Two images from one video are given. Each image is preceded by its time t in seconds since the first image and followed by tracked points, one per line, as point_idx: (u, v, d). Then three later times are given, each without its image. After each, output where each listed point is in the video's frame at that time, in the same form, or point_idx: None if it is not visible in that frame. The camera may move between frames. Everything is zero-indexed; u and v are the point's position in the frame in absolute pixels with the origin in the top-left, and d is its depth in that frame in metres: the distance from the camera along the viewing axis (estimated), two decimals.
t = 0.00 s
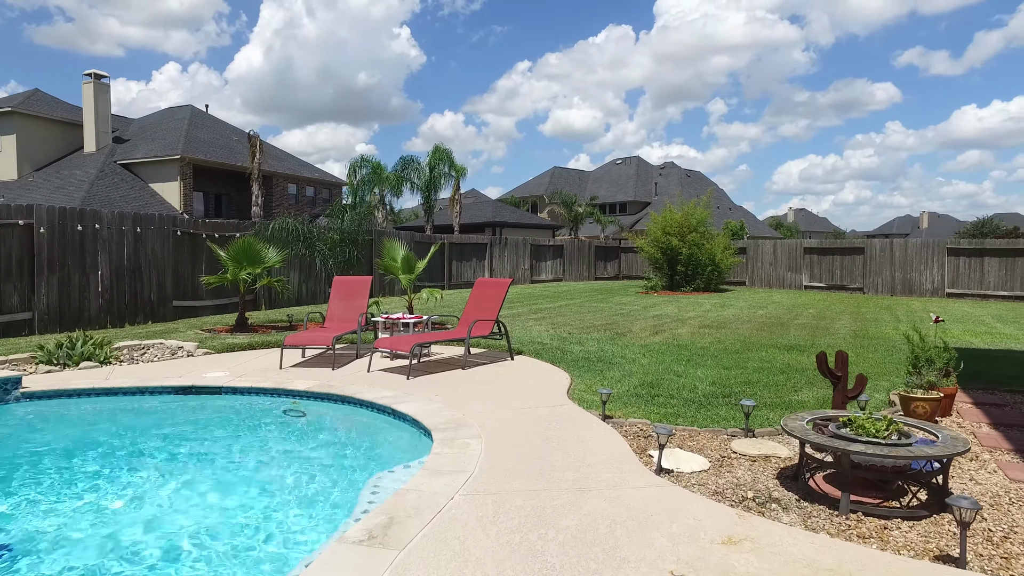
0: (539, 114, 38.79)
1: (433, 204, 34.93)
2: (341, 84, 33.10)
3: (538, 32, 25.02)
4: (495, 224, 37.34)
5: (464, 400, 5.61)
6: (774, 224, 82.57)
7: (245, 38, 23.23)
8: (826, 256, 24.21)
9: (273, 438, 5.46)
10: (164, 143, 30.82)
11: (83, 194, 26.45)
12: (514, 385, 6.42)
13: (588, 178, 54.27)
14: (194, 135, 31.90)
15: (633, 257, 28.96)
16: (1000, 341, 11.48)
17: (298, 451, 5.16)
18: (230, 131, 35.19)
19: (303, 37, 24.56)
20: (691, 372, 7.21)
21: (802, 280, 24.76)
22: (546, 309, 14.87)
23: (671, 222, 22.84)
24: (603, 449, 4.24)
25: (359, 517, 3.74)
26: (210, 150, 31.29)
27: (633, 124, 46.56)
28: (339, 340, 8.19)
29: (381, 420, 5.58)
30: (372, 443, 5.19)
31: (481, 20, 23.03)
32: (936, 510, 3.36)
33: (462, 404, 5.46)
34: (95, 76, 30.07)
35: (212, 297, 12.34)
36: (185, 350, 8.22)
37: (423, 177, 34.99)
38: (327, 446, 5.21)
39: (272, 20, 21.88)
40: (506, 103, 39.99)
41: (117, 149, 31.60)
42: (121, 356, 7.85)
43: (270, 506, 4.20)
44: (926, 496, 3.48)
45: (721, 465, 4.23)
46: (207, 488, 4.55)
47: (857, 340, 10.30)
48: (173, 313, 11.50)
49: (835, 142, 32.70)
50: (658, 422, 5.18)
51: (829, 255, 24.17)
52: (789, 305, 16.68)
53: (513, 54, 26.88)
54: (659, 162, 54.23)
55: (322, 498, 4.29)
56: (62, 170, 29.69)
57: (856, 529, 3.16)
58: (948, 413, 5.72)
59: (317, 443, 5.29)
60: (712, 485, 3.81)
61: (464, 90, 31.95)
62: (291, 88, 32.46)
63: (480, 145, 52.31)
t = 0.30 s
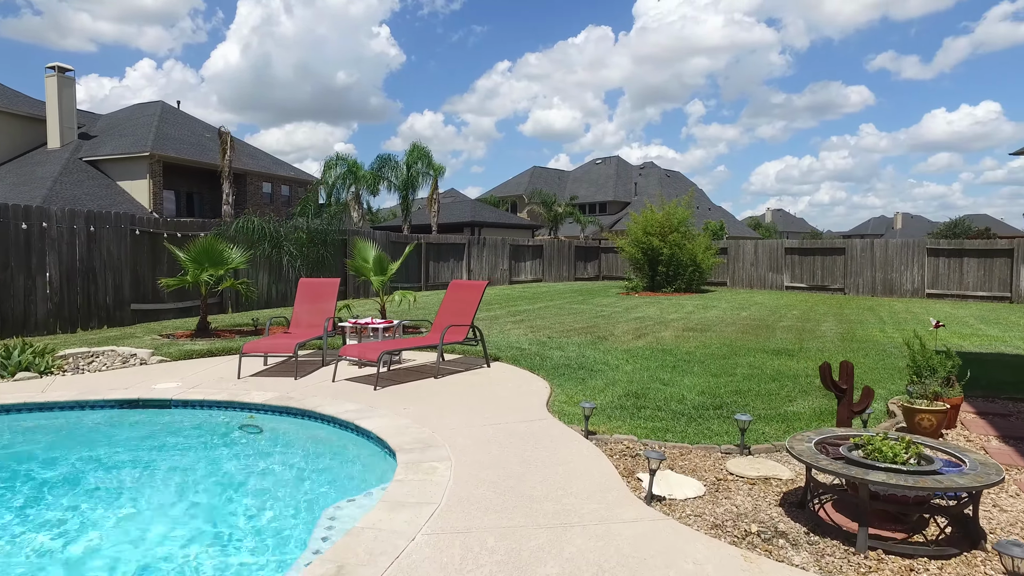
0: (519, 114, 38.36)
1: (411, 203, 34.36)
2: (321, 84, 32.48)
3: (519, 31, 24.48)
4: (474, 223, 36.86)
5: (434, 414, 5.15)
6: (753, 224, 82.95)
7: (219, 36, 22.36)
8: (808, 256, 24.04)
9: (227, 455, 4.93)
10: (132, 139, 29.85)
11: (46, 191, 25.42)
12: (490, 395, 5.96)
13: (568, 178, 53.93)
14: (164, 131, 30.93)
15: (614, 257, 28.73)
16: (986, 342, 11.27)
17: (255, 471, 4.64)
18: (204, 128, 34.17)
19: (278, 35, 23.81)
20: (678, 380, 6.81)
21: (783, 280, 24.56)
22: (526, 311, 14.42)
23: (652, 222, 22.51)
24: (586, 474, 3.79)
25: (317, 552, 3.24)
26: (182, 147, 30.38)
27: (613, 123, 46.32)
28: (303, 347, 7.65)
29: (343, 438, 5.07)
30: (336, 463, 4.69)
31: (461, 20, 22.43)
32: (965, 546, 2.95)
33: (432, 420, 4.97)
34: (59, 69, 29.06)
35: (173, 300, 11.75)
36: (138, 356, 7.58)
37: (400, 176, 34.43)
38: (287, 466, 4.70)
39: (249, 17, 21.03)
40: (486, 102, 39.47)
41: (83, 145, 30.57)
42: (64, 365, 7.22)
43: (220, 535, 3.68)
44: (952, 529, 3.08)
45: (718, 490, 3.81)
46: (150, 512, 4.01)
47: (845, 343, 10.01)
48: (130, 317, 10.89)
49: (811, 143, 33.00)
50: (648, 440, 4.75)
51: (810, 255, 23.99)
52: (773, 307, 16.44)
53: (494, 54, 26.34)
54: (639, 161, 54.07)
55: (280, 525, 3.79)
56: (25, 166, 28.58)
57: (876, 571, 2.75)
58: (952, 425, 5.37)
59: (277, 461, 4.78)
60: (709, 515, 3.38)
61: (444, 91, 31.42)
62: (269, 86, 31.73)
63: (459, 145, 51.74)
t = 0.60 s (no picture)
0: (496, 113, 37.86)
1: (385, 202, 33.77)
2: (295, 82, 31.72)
3: (497, 30, 23.93)
4: (450, 223, 36.36)
5: (401, 431, 4.68)
6: (728, 224, 83.31)
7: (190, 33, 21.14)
8: (786, 256, 23.92)
9: (173, 477, 4.40)
10: (96, 135, 28.80)
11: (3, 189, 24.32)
12: (465, 408, 5.50)
13: (545, 177, 53.54)
14: (130, 128, 29.90)
15: (591, 257, 28.48)
16: (970, 344, 11.09)
17: (202, 495, 4.13)
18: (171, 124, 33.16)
19: (247, 33, 23.01)
20: (664, 389, 6.42)
21: (762, 280, 24.41)
22: (503, 314, 13.98)
23: (630, 222, 22.17)
24: (572, 507, 3.36)
25: None
26: (149, 144, 29.40)
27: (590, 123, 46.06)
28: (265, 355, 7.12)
29: (304, 458, 4.57)
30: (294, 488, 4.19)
31: (438, 19, 21.82)
32: None
33: (399, 439, 4.50)
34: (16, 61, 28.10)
35: (128, 304, 11.12)
36: (83, 367, 6.98)
37: (375, 176, 33.84)
38: (239, 489, 4.19)
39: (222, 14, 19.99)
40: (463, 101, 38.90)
41: (43, 140, 29.46)
42: None
43: (153, 569, 3.18)
44: (989, 571, 2.70)
45: (721, 521, 3.39)
46: (76, 542, 3.48)
47: (831, 347, 9.72)
48: (81, 323, 10.24)
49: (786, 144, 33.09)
50: (636, 459, 4.33)
51: (788, 255, 23.86)
52: (754, 309, 16.21)
53: (470, 54, 25.77)
54: (616, 161, 53.91)
55: (227, 561, 3.28)
56: None
57: None
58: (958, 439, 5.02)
59: (228, 485, 4.27)
60: (712, 555, 2.96)
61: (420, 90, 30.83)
62: (243, 84, 30.90)
63: (435, 144, 51.08)
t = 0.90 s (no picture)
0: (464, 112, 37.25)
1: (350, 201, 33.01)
2: (259, 79, 30.71)
3: (466, 31, 23.28)
4: (417, 223, 35.72)
5: (356, 453, 4.17)
6: (695, 224, 83.88)
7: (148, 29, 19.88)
8: (755, 256, 23.84)
9: (91, 507, 3.76)
10: (44, 129, 27.43)
11: None
12: (428, 423, 4.98)
13: (513, 177, 53.08)
14: (80, 122, 28.57)
15: (560, 257, 28.17)
16: (946, 344, 10.92)
17: (124, 529, 3.52)
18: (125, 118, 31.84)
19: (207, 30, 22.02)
20: (646, 398, 6.00)
21: (731, 280, 24.31)
22: (471, 316, 13.46)
23: (600, 221, 21.79)
24: (554, 548, 2.88)
25: None
26: (100, 139, 28.11)
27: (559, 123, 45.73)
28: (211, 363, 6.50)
29: (247, 482, 3.99)
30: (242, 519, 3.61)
31: (404, 19, 21.14)
32: None
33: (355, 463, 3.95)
34: None
35: (65, 308, 10.35)
36: (5, 379, 6.26)
37: (340, 174, 33.06)
38: (168, 521, 3.59)
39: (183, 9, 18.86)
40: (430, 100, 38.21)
41: None
42: None
43: None
44: None
45: (725, 558, 2.95)
46: None
47: (810, 349, 9.47)
48: (11, 328, 9.46)
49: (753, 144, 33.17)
50: (621, 482, 3.89)
51: (758, 255, 23.78)
52: (725, 310, 15.99)
53: (438, 53, 25.12)
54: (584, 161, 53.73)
55: None
56: None
57: None
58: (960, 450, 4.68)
59: (156, 517, 3.65)
60: None
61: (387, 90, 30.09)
62: (206, 80, 29.92)
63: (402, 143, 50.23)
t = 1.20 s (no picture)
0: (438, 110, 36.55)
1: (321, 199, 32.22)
2: (227, 75, 29.72)
3: (442, 28, 22.54)
4: (389, 222, 35.02)
5: (321, 481, 3.61)
6: (669, 224, 84.06)
7: (110, 22, 18.91)
8: (733, 256, 23.64)
9: None
10: None
11: None
12: (402, 441, 4.46)
13: (487, 176, 52.54)
14: (36, 115, 27.30)
15: (535, 257, 27.80)
16: (934, 346, 10.62)
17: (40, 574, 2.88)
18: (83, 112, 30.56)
19: (172, 27, 21.17)
20: (639, 408, 5.56)
21: (709, 280, 24.08)
22: (447, 319, 12.92)
23: (577, 220, 21.35)
24: None
25: None
26: (57, 133, 26.89)
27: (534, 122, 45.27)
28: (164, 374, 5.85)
29: (193, 517, 3.37)
30: (195, 547, 3.14)
31: (377, 17, 20.36)
32: None
33: (320, 497, 3.38)
34: None
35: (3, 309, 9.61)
36: None
37: (310, 171, 32.23)
38: (92, 565, 2.95)
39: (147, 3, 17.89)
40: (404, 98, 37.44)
41: None
42: None
43: None
44: None
45: None
46: None
47: (800, 352, 9.13)
48: None
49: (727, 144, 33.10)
50: (623, 512, 3.43)
51: (736, 255, 23.59)
52: (705, 310, 15.70)
53: (411, 52, 24.44)
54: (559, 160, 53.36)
55: None
56: None
57: None
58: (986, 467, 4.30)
59: (82, 558, 3.01)
60: None
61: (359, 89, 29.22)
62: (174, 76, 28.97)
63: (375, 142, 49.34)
